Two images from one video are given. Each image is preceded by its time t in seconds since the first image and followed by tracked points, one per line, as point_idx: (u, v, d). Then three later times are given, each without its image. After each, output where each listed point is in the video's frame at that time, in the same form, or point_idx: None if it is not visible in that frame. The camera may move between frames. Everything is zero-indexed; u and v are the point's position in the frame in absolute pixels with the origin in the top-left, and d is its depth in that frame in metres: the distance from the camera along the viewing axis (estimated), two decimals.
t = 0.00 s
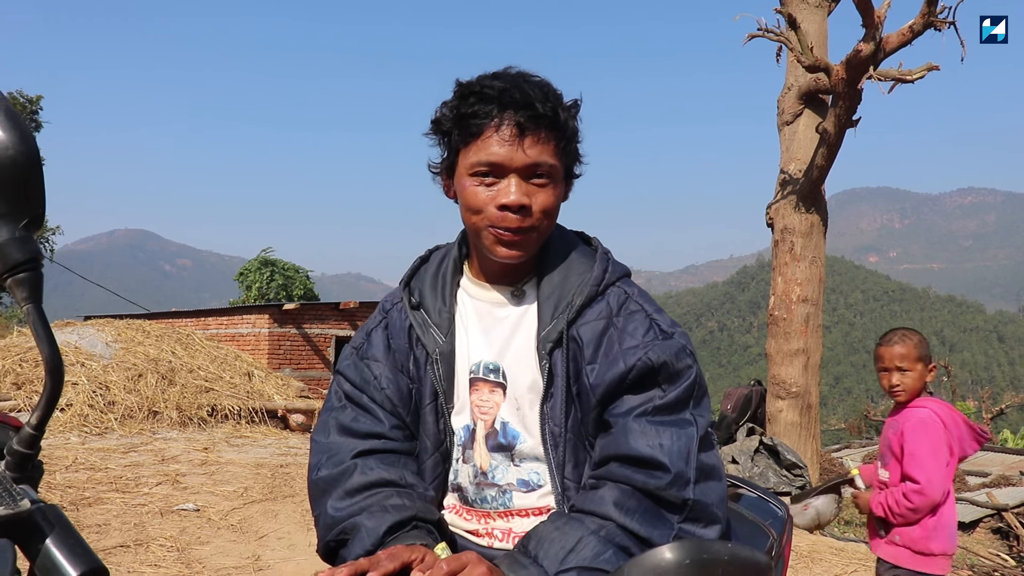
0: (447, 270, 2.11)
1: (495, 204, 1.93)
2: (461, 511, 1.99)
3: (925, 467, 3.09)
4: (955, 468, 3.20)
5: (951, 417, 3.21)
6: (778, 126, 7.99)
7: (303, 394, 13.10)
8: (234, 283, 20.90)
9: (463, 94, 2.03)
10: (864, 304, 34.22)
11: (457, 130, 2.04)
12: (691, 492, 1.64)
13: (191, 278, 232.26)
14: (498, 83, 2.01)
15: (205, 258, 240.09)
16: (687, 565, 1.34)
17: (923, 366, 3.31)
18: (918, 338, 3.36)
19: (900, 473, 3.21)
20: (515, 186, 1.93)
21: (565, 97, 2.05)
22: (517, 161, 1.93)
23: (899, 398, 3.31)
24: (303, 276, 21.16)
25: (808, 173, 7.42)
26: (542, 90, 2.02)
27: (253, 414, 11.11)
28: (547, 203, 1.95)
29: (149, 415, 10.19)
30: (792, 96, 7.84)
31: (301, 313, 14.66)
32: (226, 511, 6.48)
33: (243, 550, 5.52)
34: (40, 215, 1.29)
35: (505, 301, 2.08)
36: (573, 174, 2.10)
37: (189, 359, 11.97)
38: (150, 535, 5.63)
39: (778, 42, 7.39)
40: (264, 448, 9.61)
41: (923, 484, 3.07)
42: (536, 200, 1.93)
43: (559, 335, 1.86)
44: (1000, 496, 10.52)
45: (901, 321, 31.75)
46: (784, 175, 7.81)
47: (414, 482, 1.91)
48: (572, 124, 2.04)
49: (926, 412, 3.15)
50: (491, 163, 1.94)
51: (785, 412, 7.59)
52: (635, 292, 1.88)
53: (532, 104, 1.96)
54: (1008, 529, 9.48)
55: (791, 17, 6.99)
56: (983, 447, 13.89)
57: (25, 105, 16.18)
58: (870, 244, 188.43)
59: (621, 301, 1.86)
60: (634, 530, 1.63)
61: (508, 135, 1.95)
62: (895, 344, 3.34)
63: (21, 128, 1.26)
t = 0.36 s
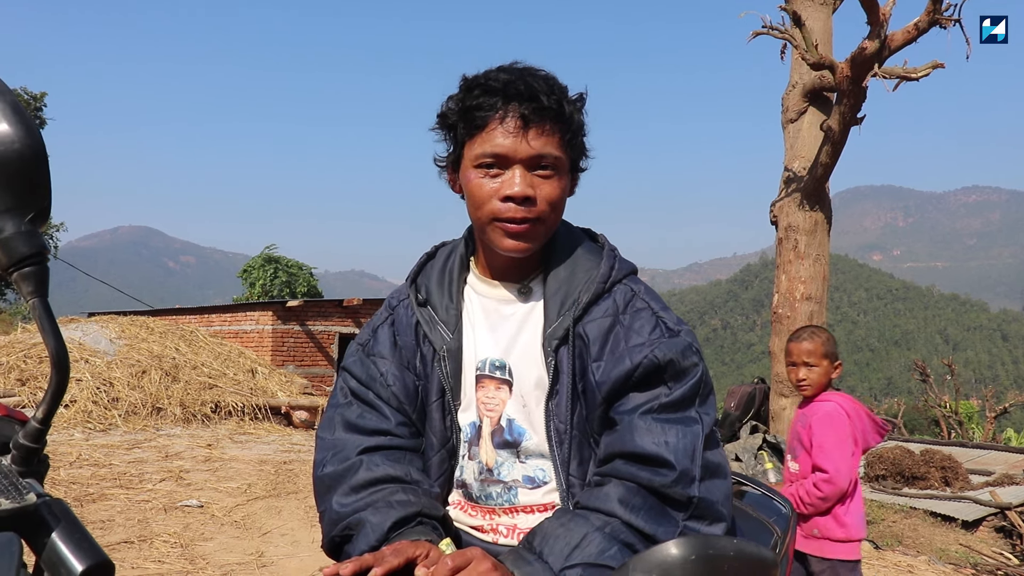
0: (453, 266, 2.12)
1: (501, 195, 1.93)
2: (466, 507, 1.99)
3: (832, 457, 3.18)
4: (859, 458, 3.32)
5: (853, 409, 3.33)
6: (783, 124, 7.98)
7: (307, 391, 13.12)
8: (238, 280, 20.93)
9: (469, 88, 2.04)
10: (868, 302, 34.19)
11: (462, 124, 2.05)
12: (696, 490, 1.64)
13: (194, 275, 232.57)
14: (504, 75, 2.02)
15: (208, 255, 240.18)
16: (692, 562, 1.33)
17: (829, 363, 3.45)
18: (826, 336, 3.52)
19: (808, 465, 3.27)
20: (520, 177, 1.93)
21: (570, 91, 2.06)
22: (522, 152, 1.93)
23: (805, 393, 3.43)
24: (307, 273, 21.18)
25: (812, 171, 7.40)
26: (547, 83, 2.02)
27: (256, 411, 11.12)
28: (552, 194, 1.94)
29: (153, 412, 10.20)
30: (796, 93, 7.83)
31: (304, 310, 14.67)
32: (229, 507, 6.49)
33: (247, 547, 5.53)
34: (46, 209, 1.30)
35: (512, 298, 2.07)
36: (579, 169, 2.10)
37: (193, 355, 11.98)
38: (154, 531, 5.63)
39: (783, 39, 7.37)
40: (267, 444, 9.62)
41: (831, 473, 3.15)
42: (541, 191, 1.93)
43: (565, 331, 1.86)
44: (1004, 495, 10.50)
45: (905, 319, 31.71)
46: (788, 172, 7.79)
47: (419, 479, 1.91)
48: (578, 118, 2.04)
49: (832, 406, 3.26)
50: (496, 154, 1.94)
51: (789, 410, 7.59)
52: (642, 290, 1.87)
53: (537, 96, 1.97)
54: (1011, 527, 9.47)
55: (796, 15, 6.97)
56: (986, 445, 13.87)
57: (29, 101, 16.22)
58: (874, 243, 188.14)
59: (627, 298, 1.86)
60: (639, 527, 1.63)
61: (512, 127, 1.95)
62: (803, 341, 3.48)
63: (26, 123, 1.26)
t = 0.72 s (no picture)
0: (456, 262, 2.11)
1: (500, 191, 1.93)
2: (469, 504, 1.99)
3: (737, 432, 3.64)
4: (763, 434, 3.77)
5: (759, 389, 3.91)
6: (786, 121, 7.96)
7: (309, 388, 13.13)
8: (241, 277, 20.96)
9: (466, 85, 2.04)
10: (870, 300, 34.14)
11: (460, 122, 2.05)
12: (700, 485, 1.63)
13: (197, 273, 232.82)
14: (499, 72, 2.02)
15: (211, 253, 240.27)
16: (696, 557, 1.33)
17: (727, 344, 4.13)
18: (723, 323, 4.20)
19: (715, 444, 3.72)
20: (519, 172, 1.93)
21: (567, 85, 2.06)
22: (520, 147, 1.93)
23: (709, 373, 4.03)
24: (309, 271, 21.20)
25: (815, 168, 7.39)
26: (545, 78, 2.02)
27: (259, 408, 11.14)
28: (551, 187, 1.93)
29: (156, 409, 10.21)
30: (799, 90, 7.81)
31: (306, 307, 14.68)
32: (232, 504, 6.50)
33: (250, 543, 5.54)
34: (49, 204, 1.30)
35: (514, 293, 2.07)
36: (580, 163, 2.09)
37: (195, 353, 11.99)
38: (157, 528, 5.64)
39: (786, 36, 7.35)
40: (270, 441, 9.63)
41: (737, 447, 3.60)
42: (540, 186, 1.92)
43: (568, 327, 1.86)
44: (1006, 493, 10.49)
45: (908, 317, 31.66)
46: (791, 170, 7.78)
47: (422, 475, 1.91)
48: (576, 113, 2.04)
49: (735, 384, 3.78)
50: (495, 150, 1.94)
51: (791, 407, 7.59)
52: (645, 285, 1.87)
53: (534, 91, 1.96)
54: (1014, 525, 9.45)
55: (799, 11, 6.95)
56: (989, 443, 13.85)
57: (32, 99, 16.25)
58: (876, 240, 187.88)
59: (630, 293, 1.86)
60: (642, 523, 1.63)
61: (510, 122, 1.95)
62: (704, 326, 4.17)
63: (30, 118, 1.26)
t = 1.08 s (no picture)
0: (455, 260, 2.11)
1: (494, 189, 1.92)
2: (470, 502, 1.98)
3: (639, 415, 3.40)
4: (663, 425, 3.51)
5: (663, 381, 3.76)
6: (787, 118, 7.95)
7: (311, 386, 13.13)
8: (242, 276, 20.96)
9: (457, 83, 2.04)
10: (872, 297, 34.10)
11: (453, 121, 2.04)
12: (701, 482, 1.63)
13: (197, 272, 232.88)
14: (491, 69, 2.01)
15: (212, 251, 240.25)
16: (699, 554, 1.33)
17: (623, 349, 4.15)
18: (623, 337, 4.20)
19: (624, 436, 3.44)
20: (512, 170, 1.92)
21: (560, 80, 2.05)
22: (513, 144, 1.92)
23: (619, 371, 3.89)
24: (310, 269, 21.20)
25: (817, 165, 7.37)
26: (536, 74, 2.01)
27: (260, 406, 11.14)
28: (545, 184, 1.93)
29: (157, 407, 10.22)
30: (800, 87, 7.79)
31: (307, 305, 14.68)
32: (233, 503, 6.50)
33: (251, 542, 5.54)
34: (48, 202, 1.29)
35: (514, 291, 2.07)
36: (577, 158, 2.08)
37: (197, 351, 11.99)
38: (159, 527, 5.65)
39: (787, 33, 7.34)
40: (271, 440, 9.63)
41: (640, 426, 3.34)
42: (534, 183, 1.92)
43: (569, 324, 1.85)
44: (1008, 488, 10.49)
45: (909, 314, 31.63)
46: (792, 166, 7.77)
47: (423, 474, 1.90)
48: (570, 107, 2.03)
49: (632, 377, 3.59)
50: (488, 148, 1.94)
51: (793, 404, 7.58)
52: (645, 281, 1.86)
53: (526, 87, 1.96)
54: (1015, 521, 9.44)
55: (800, 7, 6.93)
56: (991, 439, 13.84)
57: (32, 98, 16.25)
58: (877, 237, 187.73)
59: (631, 290, 1.85)
60: (644, 520, 1.62)
61: (502, 120, 1.94)
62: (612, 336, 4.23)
63: (29, 116, 1.26)
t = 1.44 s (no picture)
0: (452, 259, 2.10)
1: (489, 186, 1.91)
2: (469, 501, 1.98)
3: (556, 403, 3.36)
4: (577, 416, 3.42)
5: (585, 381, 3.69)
6: (786, 116, 7.95)
7: (310, 384, 13.13)
8: (241, 274, 20.97)
9: (450, 82, 2.04)
10: (871, 295, 34.11)
11: (447, 119, 2.05)
12: (700, 479, 1.63)
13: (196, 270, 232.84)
14: (484, 66, 2.01)
15: (211, 249, 240.19)
16: (698, 551, 1.33)
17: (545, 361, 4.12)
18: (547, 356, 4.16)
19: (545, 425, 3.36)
20: (507, 166, 1.92)
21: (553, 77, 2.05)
22: (506, 141, 1.92)
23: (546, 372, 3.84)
24: (309, 267, 21.20)
25: (816, 163, 7.37)
26: (529, 71, 2.02)
27: (259, 404, 11.14)
28: (540, 180, 1.92)
29: (156, 405, 10.22)
30: (800, 85, 7.79)
31: (306, 303, 14.67)
32: (233, 500, 6.50)
33: (250, 540, 5.53)
34: (46, 199, 1.29)
35: (512, 288, 2.06)
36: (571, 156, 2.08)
37: (196, 349, 11.98)
38: (158, 525, 5.65)
39: (786, 31, 7.33)
40: (270, 438, 9.63)
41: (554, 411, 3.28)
42: (529, 179, 1.91)
43: (567, 321, 1.85)
44: (1007, 487, 10.49)
45: (908, 312, 31.64)
46: (792, 165, 7.77)
47: (421, 472, 1.90)
48: (564, 105, 2.04)
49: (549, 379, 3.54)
50: (482, 146, 1.94)
51: (792, 402, 7.58)
52: (643, 277, 1.86)
53: (518, 84, 1.96)
54: (1014, 520, 9.44)
55: (800, 6, 6.93)
56: (989, 437, 13.86)
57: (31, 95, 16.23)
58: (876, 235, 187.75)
59: (629, 286, 1.85)
60: (642, 518, 1.62)
61: (495, 117, 1.94)
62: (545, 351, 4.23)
63: (27, 112, 1.26)
